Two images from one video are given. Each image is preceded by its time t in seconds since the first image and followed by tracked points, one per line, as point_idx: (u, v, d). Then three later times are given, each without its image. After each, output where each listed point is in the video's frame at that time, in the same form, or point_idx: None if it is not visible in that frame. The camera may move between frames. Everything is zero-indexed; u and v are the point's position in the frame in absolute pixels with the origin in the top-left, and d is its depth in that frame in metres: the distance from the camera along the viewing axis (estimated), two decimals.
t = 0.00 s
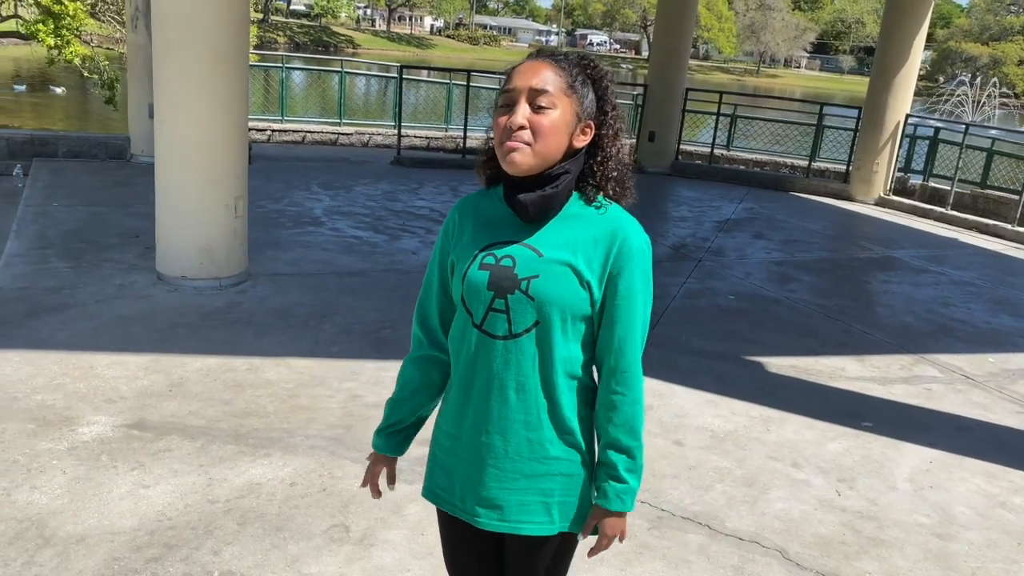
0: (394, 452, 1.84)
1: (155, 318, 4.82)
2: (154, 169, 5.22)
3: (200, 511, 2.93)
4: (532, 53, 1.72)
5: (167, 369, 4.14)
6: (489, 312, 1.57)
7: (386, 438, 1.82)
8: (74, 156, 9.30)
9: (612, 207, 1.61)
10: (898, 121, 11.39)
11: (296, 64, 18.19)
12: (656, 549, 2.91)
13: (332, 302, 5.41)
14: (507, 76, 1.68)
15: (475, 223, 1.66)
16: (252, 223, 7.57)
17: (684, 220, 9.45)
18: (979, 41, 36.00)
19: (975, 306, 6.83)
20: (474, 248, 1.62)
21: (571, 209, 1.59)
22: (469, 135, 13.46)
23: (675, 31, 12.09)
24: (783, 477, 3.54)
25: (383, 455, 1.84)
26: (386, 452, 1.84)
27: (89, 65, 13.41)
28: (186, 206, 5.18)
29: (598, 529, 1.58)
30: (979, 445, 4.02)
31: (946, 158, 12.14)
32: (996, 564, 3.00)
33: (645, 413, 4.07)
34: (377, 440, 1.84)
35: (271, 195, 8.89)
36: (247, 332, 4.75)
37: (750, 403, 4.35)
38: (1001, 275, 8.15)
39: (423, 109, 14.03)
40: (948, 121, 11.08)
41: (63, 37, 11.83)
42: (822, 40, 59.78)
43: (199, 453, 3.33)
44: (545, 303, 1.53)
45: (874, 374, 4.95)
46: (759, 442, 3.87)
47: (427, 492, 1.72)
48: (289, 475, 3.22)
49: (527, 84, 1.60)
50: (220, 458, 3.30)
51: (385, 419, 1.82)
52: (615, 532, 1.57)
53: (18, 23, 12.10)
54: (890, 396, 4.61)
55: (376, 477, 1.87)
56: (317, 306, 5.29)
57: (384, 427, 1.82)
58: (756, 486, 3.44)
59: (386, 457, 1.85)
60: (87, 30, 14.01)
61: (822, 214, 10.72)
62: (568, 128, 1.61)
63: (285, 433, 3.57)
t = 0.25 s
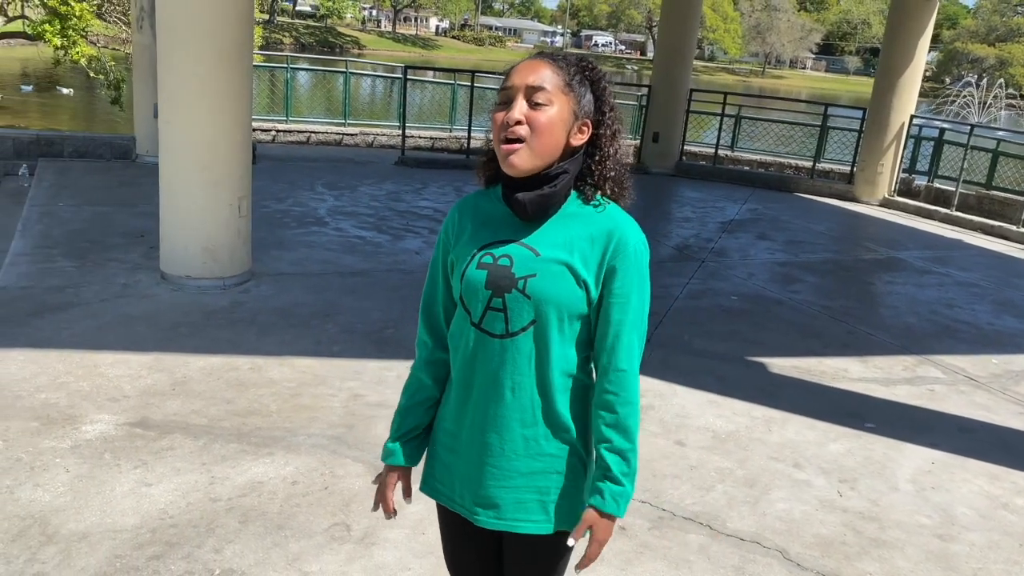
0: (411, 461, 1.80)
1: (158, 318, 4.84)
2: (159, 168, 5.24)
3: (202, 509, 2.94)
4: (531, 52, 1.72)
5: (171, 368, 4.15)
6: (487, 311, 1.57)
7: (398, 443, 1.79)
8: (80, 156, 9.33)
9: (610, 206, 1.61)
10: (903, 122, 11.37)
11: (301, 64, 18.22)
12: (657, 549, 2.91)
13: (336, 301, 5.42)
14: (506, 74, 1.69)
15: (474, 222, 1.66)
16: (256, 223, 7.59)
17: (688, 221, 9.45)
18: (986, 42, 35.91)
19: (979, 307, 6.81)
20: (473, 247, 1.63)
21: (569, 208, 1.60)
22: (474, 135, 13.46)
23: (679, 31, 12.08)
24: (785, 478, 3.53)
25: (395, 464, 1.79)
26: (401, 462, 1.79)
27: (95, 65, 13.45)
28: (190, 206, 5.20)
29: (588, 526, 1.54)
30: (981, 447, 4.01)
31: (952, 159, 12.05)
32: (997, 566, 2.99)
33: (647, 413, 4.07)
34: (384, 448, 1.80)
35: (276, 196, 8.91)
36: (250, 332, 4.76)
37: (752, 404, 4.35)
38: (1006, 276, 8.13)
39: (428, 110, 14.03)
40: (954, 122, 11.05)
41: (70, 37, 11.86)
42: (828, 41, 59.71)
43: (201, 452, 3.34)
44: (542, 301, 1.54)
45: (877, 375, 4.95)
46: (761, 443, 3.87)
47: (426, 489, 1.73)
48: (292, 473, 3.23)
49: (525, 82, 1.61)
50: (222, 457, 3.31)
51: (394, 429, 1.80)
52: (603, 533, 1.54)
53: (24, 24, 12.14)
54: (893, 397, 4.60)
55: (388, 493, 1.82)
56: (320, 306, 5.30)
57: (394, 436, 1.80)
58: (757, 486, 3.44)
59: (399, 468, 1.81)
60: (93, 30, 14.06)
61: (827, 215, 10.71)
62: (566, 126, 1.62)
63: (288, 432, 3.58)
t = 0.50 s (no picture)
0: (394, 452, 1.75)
1: (161, 317, 4.85)
2: (162, 168, 5.25)
3: (203, 508, 2.94)
4: (531, 50, 1.72)
5: (173, 367, 4.16)
6: (486, 310, 1.58)
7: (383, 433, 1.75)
8: (84, 156, 9.36)
9: (609, 203, 1.61)
10: (907, 122, 11.34)
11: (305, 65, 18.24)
12: (658, 549, 2.91)
13: (339, 301, 5.43)
14: (506, 72, 1.68)
15: (473, 220, 1.66)
16: (259, 222, 7.60)
17: (692, 221, 9.43)
18: (991, 42, 35.81)
19: (983, 308, 6.79)
20: (472, 247, 1.63)
21: (568, 206, 1.60)
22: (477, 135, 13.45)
23: (683, 31, 12.06)
24: (786, 478, 3.53)
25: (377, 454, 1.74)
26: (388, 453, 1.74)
27: (99, 66, 13.48)
28: (194, 205, 5.21)
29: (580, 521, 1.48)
30: (985, 448, 4.00)
31: (956, 160, 12.03)
32: (1000, 567, 2.98)
33: (649, 413, 4.07)
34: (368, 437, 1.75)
35: (279, 195, 8.92)
36: (253, 331, 4.77)
37: (754, 404, 4.34)
38: (1011, 276, 8.10)
39: (431, 110, 14.02)
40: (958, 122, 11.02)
41: (75, 37, 11.89)
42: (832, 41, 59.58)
43: (203, 451, 3.35)
44: (541, 301, 1.54)
45: (880, 376, 4.94)
46: (763, 443, 3.86)
47: (425, 484, 1.74)
48: (293, 472, 3.23)
49: (525, 79, 1.61)
50: (224, 456, 3.32)
51: (381, 420, 1.77)
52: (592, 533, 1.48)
53: (30, 24, 12.18)
54: (896, 398, 4.59)
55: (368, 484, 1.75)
56: (323, 306, 5.31)
57: (378, 426, 1.77)
58: (759, 487, 3.43)
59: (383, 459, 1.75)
60: (99, 31, 14.09)
61: (830, 216, 10.69)
62: (566, 124, 1.61)
63: (290, 431, 3.58)
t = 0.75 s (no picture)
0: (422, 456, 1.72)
1: (165, 317, 4.86)
2: (167, 168, 5.26)
3: (208, 507, 2.95)
4: (535, 51, 1.72)
5: (178, 367, 4.17)
6: (490, 312, 1.58)
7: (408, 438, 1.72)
8: (89, 156, 9.38)
9: (612, 201, 1.61)
10: (912, 121, 11.33)
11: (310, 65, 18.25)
12: (661, 549, 2.91)
13: (342, 301, 5.43)
14: (510, 73, 1.68)
15: (479, 221, 1.66)
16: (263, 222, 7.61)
17: (695, 221, 9.43)
18: (996, 42, 35.71)
19: (988, 308, 6.77)
20: (477, 248, 1.63)
21: (572, 205, 1.60)
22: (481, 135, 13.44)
23: (687, 31, 12.04)
24: (790, 478, 3.53)
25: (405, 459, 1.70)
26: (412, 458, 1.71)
27: (104, 66, 13.51)
28: (198, 205, 5.22)
29: (538, 494, 1.51)
30: (989, 448, 3.99)
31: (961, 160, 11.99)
32: (1004, 567, 2.97)
33: (653, 413, 4.07)
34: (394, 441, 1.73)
35: (283, 196, 8.93)
36: (257, 331, 4.77)
37: (758, 404, 4.33)
38: (1016, 277, 8.08)
39: (435, 111, 14.01)
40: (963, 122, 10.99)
41: (80, 38, 11.92)
42: (836, 41, 59.47)
43: (207, 450, 3.35)
44: (543, 302, 1.54)
45: (884, 376, 4.93)
46: (767, 443, 3.86)
47: (434, 482, 1.76)
48: (297, 472, 3.24)
49: (530, 80, 1.61)
50: (228, 455, 3.32)
51: (404, 424, 1.74)
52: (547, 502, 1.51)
53: (35, 25, 12.21)
54: (900, 398, 4.59)
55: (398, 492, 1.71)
56: (327, 305, 5.31)
57: (401, 431, 1.73)
58: (762, 487, 3.43)
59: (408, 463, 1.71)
60: (104, 31, 14.13)
61: (834, 216, 10.67)
62: (570, 124, 1.62)
63: (293, 431, 3.59)
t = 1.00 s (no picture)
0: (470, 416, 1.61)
1: (169, 317, 4.87)
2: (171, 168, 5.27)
3: (212, 507, 2.95)
4: (539, 49, 1.72)
5: (182, 367, 4.17)
6: (498, 312, 1.58)
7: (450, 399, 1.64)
8: (93, 156, 9.39)
9: (617, 199, 1.61)
10: (915, 122, 11.30)
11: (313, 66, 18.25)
12: (665, 549, 2.90)
13: (346, 301, 5.44)
14: (514, 71, 1.68)
15: (484, 221, 1.66)
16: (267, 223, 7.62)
17: (699, 221, 9.42)
18: (1000, 42, 35.60)
19: (992, 308, 6.75)
20: (483, 249, 1.63)
21: (577, 204, 1.60)
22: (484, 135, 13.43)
23: (690, 31, 12.02)
24: (793, 478, 3.52)
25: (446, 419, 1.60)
26: (458, 413, 1.60)
27: (108, 67, 13.52)
28: (202, 205, 5.23)
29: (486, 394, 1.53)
30: (994, 448, 3.97)
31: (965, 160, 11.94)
32: (1009, 568, 2.97)
33: (657, 413, 4.06)
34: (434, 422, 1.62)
35: (287, 196, 8.94)
36: (261, 331, 4.78)
37: (763, 404, 4.33)
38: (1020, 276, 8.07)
39: (439, 111, 14.00)
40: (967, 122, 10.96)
41: (83, 38, 11.92)
42: (840, 41, 59.37)
43: (211, 450, 3.35)
44: (551, 302, 1.54)
45: (888, 376, 4.92)
46: (771, 442, 3.85)
47: (442, 482, 1.76)
48: (301, 471, 3.24)
49: (534, 78, 1.61)
50: (232, 455, 3.33)
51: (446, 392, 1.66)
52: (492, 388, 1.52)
53: (39, 25, 12.23)
54: (904, 398, 4.58)
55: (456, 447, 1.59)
56: (330, 305, 5.32)
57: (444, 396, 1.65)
58: (766, 487, 3.42)
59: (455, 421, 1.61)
60: (107, 32, 14.14)
61: (838, 216, 10.65)
62: (574, 121, 1.61)
63: (298, 430, 3.59)
